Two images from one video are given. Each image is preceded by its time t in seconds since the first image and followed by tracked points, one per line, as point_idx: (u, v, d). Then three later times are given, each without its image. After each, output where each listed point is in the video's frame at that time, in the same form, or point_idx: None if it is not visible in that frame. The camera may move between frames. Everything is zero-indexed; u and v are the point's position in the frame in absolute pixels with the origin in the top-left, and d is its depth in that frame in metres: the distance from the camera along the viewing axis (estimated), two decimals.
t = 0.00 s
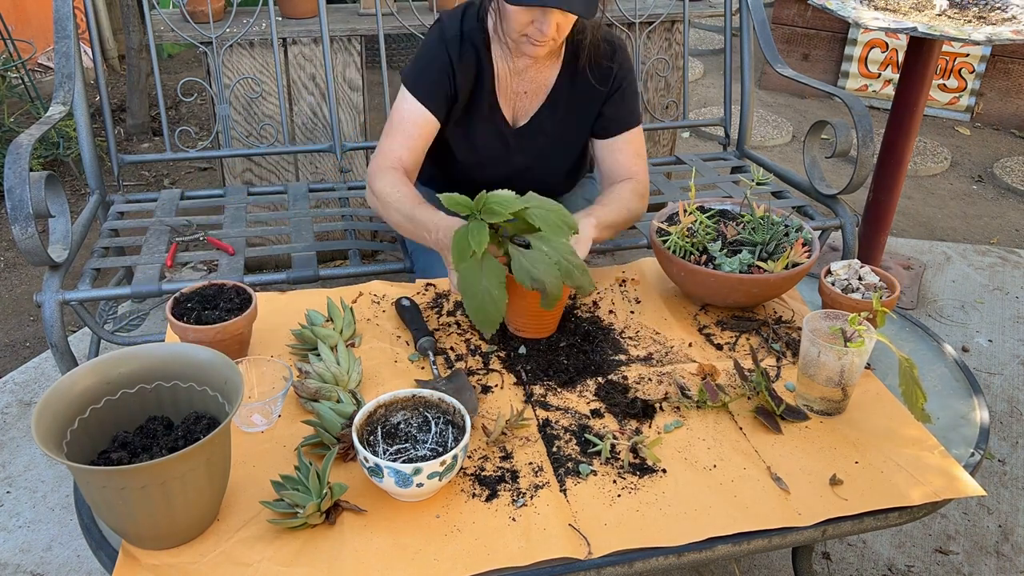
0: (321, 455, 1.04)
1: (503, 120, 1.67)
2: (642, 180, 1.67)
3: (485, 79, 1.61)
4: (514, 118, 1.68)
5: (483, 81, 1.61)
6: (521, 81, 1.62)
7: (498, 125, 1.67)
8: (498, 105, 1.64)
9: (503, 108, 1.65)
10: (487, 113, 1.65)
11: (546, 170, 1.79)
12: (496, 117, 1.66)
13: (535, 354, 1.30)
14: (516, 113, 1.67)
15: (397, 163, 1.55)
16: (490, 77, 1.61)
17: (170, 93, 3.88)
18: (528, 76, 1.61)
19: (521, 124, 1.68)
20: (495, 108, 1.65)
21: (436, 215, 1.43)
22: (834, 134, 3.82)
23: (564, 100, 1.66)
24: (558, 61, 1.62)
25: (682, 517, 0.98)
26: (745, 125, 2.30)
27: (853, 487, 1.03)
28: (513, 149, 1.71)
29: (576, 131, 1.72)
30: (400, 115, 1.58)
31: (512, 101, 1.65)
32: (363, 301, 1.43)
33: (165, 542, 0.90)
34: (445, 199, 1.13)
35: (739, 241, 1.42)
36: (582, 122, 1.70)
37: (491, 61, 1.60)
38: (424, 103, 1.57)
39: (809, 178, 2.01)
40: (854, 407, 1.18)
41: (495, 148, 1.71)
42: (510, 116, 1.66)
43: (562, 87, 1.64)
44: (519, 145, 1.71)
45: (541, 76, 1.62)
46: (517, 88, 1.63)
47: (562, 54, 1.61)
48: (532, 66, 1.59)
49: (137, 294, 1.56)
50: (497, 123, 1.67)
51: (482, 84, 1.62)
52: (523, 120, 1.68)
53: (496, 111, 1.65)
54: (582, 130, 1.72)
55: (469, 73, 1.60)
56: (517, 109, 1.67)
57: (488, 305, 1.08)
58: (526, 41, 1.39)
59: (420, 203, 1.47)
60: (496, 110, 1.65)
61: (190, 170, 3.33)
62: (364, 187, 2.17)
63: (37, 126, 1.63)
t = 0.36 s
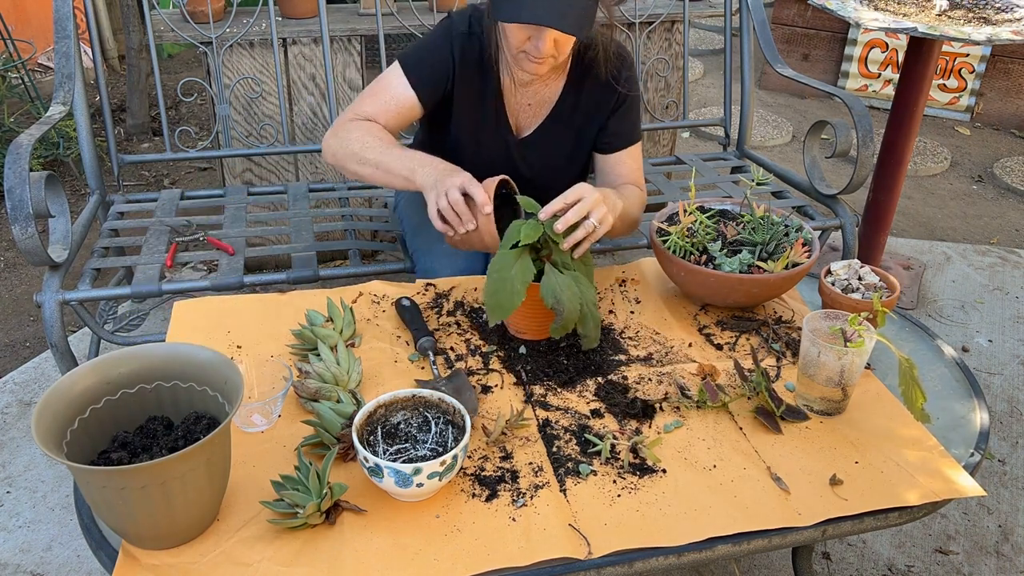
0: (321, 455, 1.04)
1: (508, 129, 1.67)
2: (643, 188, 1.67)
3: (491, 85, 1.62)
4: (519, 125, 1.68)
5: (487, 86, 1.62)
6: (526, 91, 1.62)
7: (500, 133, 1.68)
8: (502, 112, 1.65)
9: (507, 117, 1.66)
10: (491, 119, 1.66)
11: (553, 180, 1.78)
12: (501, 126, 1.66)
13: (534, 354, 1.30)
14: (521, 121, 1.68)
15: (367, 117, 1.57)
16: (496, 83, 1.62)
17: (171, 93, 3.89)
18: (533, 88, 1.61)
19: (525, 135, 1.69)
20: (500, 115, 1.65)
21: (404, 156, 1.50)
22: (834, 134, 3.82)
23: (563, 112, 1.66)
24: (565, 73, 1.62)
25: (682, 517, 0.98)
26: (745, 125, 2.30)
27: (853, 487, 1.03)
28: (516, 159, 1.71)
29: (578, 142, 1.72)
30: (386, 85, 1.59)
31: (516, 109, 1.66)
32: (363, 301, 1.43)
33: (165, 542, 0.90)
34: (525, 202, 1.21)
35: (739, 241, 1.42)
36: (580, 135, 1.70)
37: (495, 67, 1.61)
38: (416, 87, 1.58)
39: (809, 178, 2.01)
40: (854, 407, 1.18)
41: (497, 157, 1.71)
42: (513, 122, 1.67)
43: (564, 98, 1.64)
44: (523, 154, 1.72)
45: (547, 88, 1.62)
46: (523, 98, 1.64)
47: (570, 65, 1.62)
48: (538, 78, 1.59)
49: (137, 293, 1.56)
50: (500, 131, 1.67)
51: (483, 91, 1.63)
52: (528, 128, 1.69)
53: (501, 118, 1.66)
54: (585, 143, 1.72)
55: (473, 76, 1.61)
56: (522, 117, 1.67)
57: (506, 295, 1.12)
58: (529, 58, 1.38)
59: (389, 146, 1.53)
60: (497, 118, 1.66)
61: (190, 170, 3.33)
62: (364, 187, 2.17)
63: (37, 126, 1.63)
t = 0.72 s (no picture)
0: (321, 455, 1.04)
1: (490, 125, 1.68)
2: (655, 138, 1.63)
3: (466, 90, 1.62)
4: (501, 117, 1.69)
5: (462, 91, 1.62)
6: (500, 83, 1.62)
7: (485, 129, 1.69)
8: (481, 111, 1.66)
9: (486, 112, 1.66)
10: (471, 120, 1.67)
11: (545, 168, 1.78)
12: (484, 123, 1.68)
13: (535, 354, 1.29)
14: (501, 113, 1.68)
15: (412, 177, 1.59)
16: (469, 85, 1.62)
17: (171, 93, 3.89)
18: (507, 79, 1.61)
19: (508, 125, 1.69)
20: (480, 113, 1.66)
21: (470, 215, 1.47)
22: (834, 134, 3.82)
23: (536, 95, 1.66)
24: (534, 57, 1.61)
25: (682, 517, 0.98)
26: (745, 125, 2.30)
27: (853, 487, 1.03)
28: (503, 148, 1.72)
29: (562, 116, 1.72)
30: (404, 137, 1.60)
31: (492, 104, 1.66)
32: (363, 301, 1.43)
33: (165, 543, 0.90)
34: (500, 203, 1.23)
35: (739, 241, 1.42)
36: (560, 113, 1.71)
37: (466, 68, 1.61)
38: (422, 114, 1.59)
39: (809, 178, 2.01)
40: (854, 407, 1.18)
41: (485, 150, 1.73)
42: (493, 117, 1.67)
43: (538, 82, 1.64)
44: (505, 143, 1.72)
45: (518, 77, 1.62)
46: (498, 91, 1.64)
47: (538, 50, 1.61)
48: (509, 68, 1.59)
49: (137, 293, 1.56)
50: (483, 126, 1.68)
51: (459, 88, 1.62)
52: (507, 117, 1.69)
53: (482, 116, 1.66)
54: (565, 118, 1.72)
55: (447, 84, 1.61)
56: (502, 107, 1.67)
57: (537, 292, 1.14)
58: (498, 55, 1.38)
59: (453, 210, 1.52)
60: (475, 111, 1.65)
61: (190, 170, 3.33)
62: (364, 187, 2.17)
63: (37, 126, 1.63)
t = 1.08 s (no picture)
0: (320, 455, 1.04)
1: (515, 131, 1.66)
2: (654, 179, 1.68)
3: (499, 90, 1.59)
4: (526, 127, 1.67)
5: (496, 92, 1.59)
6: (534, 91, 1.60)
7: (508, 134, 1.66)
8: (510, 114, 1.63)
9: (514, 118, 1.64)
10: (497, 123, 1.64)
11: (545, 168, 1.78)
12: (509, 129, 1.65)
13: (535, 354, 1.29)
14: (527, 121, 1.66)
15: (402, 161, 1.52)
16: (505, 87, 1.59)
17: (171, 93, 3.89)
18: (543, 88, 1.59)
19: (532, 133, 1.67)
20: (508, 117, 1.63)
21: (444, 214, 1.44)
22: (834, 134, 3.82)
23: (568, 113, 1.65)
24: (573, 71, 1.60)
25: (682, 517, 0.98)
26: (745, 125, 2.30)
27: (853, 486, 1.03)
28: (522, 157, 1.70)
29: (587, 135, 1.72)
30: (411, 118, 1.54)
31: (522, 110, 1.64)
32: (363, 301, 1.43)
33: (165, 542, 0.90)
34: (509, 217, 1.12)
35: (739, 241, 1.42)
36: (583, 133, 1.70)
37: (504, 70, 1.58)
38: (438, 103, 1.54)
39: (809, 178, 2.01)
40: (854, 407, 1.18)
41: (504, 155, 1.70)
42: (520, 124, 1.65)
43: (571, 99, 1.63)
44: (528, 153, 1.70)
45: (555, 87, 1.60)
46: (530, 98, 1.62)
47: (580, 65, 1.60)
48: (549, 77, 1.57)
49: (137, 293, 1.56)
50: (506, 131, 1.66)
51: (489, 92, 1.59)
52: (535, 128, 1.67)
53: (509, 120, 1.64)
54: (591, 139, 1.71)
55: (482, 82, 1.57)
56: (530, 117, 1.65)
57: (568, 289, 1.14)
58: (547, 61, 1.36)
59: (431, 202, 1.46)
60: (503, 117, 1.63)
61: (190, 170, 3.33)
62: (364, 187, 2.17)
63: (37, 126, 1.63)
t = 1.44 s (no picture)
0: (321, 455, 1.04)
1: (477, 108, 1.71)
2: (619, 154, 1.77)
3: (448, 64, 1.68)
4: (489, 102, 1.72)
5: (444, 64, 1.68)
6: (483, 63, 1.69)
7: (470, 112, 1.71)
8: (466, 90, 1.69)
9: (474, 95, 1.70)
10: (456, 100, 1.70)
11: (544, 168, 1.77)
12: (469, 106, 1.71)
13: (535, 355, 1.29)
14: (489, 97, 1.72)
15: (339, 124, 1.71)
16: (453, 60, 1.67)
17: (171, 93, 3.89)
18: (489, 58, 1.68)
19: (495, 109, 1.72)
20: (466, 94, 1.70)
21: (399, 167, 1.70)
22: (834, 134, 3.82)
23: (528, 86, 1.70)
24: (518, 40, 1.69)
25: (682, 517, 0.98)
26: (745, 125, 2.30)
27: (853, 487, 1.03)
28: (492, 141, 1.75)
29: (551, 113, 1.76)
30: (350, 80, 1.73)
31: (479, 87, 1.71)
32: (363, 301, 1.43)
33: (165, 542, 0.90)
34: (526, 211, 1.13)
35: (739, 241, 1.42)
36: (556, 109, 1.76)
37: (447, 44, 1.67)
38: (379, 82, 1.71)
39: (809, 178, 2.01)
40: (854, 407, 1.18)
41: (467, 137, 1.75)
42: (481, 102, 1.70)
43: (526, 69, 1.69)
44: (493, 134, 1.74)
45: (504, 57, 1.69)
46: (483, 71, 1.70)
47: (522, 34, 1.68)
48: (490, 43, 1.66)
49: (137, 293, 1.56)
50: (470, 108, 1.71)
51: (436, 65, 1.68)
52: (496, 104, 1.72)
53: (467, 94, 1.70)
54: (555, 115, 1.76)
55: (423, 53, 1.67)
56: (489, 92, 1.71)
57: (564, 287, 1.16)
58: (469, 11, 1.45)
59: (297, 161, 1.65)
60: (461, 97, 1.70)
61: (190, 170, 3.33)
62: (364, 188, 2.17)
63: (37, 126, 1.63)
